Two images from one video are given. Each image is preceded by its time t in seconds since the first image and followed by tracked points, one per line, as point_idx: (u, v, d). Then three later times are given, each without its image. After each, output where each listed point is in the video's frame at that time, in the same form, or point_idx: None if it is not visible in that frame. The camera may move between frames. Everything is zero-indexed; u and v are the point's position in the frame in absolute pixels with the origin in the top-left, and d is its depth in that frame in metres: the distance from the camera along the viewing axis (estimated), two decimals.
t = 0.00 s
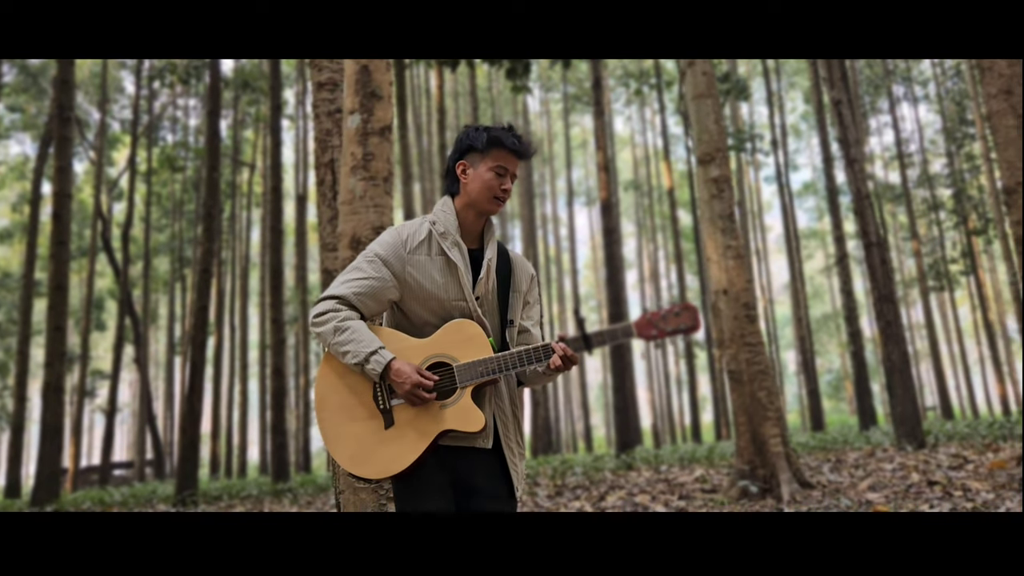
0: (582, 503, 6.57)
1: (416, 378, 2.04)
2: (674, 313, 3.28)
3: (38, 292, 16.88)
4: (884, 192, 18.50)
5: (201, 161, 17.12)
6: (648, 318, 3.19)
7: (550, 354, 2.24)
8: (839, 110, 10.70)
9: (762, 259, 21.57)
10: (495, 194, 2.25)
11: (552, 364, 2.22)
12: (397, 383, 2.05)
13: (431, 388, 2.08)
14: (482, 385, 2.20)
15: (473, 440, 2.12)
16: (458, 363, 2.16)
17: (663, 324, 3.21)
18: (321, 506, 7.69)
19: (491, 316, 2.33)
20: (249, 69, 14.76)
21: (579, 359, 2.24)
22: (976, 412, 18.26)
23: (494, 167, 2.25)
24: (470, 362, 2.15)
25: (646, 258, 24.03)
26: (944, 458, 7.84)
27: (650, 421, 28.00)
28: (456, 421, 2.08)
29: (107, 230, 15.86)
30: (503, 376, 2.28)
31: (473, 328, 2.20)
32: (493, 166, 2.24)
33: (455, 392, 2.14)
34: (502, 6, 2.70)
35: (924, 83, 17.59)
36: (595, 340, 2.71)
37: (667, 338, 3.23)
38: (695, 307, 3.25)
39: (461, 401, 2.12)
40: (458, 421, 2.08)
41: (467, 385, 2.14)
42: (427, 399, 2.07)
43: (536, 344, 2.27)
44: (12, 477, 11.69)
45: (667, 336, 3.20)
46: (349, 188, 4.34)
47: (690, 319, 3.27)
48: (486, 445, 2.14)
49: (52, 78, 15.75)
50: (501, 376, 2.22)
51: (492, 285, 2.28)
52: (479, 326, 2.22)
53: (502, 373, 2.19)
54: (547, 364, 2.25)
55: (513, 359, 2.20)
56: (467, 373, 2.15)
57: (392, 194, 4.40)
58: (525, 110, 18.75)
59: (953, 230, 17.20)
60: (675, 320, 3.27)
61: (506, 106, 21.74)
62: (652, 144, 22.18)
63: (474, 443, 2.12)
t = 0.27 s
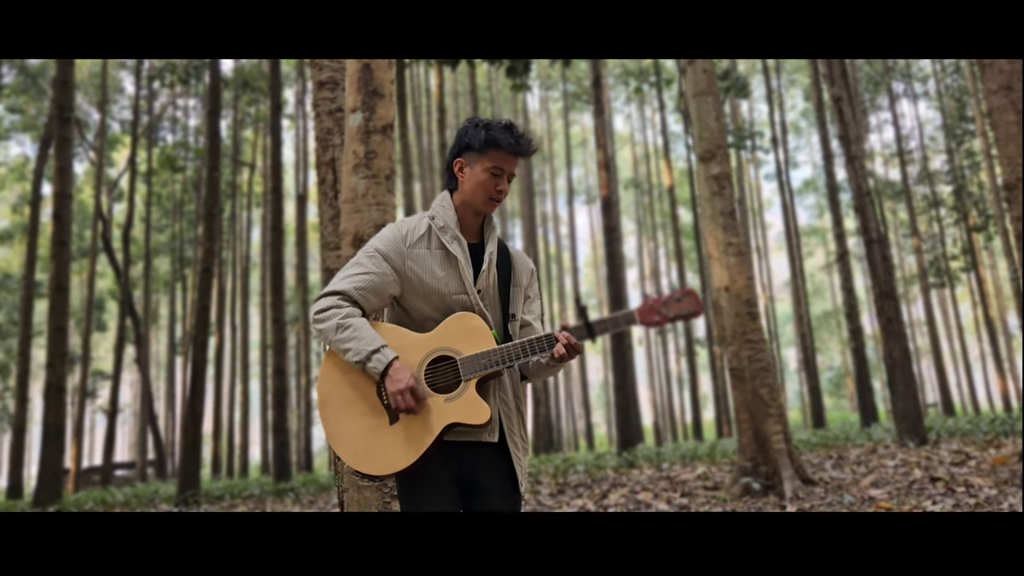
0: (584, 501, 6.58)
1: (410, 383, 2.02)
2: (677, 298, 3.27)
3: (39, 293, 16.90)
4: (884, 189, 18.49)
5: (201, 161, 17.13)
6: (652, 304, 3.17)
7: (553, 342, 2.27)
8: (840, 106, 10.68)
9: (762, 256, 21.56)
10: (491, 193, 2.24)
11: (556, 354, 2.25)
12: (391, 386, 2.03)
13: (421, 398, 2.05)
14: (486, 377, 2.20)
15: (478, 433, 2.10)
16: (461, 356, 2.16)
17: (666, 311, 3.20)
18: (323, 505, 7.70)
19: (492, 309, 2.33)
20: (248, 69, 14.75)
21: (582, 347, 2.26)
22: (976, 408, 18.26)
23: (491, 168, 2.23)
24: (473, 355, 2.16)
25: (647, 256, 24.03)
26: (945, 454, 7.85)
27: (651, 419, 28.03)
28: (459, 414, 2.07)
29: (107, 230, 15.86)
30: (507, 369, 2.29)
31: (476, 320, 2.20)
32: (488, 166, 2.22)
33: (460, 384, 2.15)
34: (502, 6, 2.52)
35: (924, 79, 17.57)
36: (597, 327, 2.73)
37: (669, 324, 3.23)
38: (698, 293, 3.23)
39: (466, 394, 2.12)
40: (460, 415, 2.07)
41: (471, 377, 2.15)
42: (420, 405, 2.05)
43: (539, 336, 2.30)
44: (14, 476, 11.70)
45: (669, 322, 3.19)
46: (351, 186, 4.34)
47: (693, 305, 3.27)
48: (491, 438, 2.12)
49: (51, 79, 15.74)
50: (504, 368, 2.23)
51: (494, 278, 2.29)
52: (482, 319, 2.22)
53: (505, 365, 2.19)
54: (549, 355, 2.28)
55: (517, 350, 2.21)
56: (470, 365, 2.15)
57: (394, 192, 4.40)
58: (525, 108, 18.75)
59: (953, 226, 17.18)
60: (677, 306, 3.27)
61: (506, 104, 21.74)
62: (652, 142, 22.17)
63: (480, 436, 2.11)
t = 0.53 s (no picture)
0: (590, 501, 6.58)
1: (426, 370, 2.05)
2: (684, 291, 3.35)
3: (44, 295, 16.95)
4: (888, 189, 18.44)
5: (205, 163, 17.17)
6: (658, 297, 3.27)
7: (561, 337, 2.26)
8: (844, 105, 10.64)
9: (766, 256, 21.53)
10: (493, 191, 2.23)
11: (565, 349, 2.25)
12: (405, 376, 2.05)
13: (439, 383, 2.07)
14: (495, 374, 2.20)
15: (486, 430, 2.09)
16: (468, 353, 2.15)
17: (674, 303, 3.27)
18: (329, 506, 7.71)
19: (497, 306, 2.32)
20: (252, 70, 14.78)
21: (588, 343, 2.28)
22: (982, 407, 18.18)
23: (491, 164, 2.23)
24: (480, 352, 2.15)
25: (650, 256, 24.02)
26: (952, 454, 7.82)
27: (655, 420, 28.02)
28: (468, 411, 2.06)
29: (112, 233, 15.90)
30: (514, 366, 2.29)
31: (481, 317, 2.19)
32: (489, 163, 2.22)
33: (467, 382, 2.14)
34: (503, 6, 2.67)
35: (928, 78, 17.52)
36: (604, 322, 2.83)
37: (676, 316, 3.32)
38: (704, 285, 3.34)
39: (474, 391, 2.11)
40: (471, 411, 2.07)
41: (478, 374, 2.14)
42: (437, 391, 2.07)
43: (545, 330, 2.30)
44: (21, 477, 11.75)
45: (677, 314, 3.29)
46: (357, 187, 4.34)
47: (699, 296, 3.35)
48: (501, 435, 2.11)
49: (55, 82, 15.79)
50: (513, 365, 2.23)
51: (498, 276, 2.28)
52: (487, 315, 2.21)
53: (514, 361, 2.19)
54: (558, 350, 2.28)
55: (526, 345, 2.22)
56: (477, 361, 2.14)
57: (400, 192, 4.41)
58: (528, 109, 18.73)
59: (958, 226, 17.12)
60: (684, 298, 3.34)
61: (509, 105, 21.75)
62: (656, 142, 22.15)
63: (488, 434, 2.10)
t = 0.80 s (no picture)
0: (593, 504, 6.58)
1: (432, 353, 2.05)
2: (687, 293, 3.31)
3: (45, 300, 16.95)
4: (888, 189, 18.42)
5: (205, 167, 17.18)
6: (662, 298, 3.18)
7: (563, 338, 2.30)
8: (844, 106, 10.63)
9: (767, 257, 21.50)
10: (495, 189, 2.24)
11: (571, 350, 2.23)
12: (412, 359, 2.05)
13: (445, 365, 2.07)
14: (496, 375, 2.20)
15: (489, 434, 2.11)
16: (470, 354, 2.16)
17: (677, 305, 3.22)
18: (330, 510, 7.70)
19: (499, 308, 2.32)
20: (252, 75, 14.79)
21: (592, 343, 2.25)
22: (984, 407, 18.15)
23: (492, 162, 2.24)
24: (482, 353, 2.16)
25: (651, 258, 24.00)
26: (955, 454, 7.80)
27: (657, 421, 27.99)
28: (470, 413, 2.07)
29: (112, 237, 15.90)
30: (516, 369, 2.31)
31: (483, 319, 2.20)
32: (491, 161, 2.23)
33: (469, 384, 2.14)
34: (503, 5, 2.68)
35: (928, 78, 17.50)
36: (608, 322, 2.77)
37: (681, 317, 3.24)
38: (706, 285, 3.30)
39: (477, 393, 2.12)
40: (475, 412, 2.07)
41: (480, 376, 2.15)
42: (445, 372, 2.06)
43: (549, 333, 2.34)
44: (22, 482, 11.73)
45: (681, 315, 3.20)
46: (359, 190, 4.34)
47: (702, 298, 3.31)
48: (503, 438, 2.13)
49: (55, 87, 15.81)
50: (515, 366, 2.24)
51: (499, 277, 2.28)
52: (488, 316, 2.22)
53: (515, 362, 2.21)
54: (563, 355, 2.29)
55: (530, 345, 2.26)
56: (479, 363, 2.15)
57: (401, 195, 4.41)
58: (528, 111, 18.73)
59: (959, 226, 17.10)
60: (688, 300, 3.29)
61: (509, 107, 21.76)
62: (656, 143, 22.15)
63: (490, 437, 2.11)
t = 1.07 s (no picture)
0: (596, 505, 6.57)
1: (399, 409, 1.98)
2: (686, 298, 3.28)
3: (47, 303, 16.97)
4: (890, 189, 18.41)
5: (207, 170, 17.21)
6: (661, 302, 3.17)
7: (563, 342, 2.25)
8: (845, 106, 10.62)
9: (769, 257, 21.50)
10: (495, 199, 2.23)
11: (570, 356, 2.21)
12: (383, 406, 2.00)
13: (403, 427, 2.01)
14: (495, 379, 2.19)
15: (487, 439, 2.12)
16: (468, 358, 2.15)
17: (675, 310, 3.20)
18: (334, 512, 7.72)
19: (499, 314, 2.32)
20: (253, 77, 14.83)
21: (592, 348, 2.23)
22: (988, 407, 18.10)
23: (491, 173, 2.23)
24: (481, 357, 2.14)
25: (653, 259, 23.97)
26: (958, 454, 7.78)
27: (659, 423, 27.97)
28: (467, 418, 2.05)
29: (114, 241, 15.90)
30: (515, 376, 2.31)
31: (484, 324, 2.19)
32: (490, 172, 2.22)
33: (468, 386, 2.14)
34: (502, 7, 2.73)
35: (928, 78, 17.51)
36: (607, 327, 2.77)
37: (680, 322, 3.22)
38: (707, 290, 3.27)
39: (475, 396, 2.11)
40: (471, 417, 2.06)
41: (479, 379, 2.14)
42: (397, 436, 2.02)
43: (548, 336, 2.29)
44: (25, 485, 11.73)
45: (680, 320, 3.18)
46: (360, 192, 4.33)
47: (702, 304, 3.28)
48: (501, 443, 2.15)
49: (56, 91, 15.85)
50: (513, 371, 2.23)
51: (501, 283, 2.28)
52: (488, 321, 2.21)
53: (514, 366, 2.19)
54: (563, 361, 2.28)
55: (527, 350, 2.21)
56: (478, 366, 2.14)
57: (403, 197, 4.40)
58: (529, 113, 18.74)
59: (961, 225, 17.06)
60: (686, 305, 3.27)
61: (510, 109, 21.76)
62: (657, 144, 22.16)
63: (489, 443, 2.13)
